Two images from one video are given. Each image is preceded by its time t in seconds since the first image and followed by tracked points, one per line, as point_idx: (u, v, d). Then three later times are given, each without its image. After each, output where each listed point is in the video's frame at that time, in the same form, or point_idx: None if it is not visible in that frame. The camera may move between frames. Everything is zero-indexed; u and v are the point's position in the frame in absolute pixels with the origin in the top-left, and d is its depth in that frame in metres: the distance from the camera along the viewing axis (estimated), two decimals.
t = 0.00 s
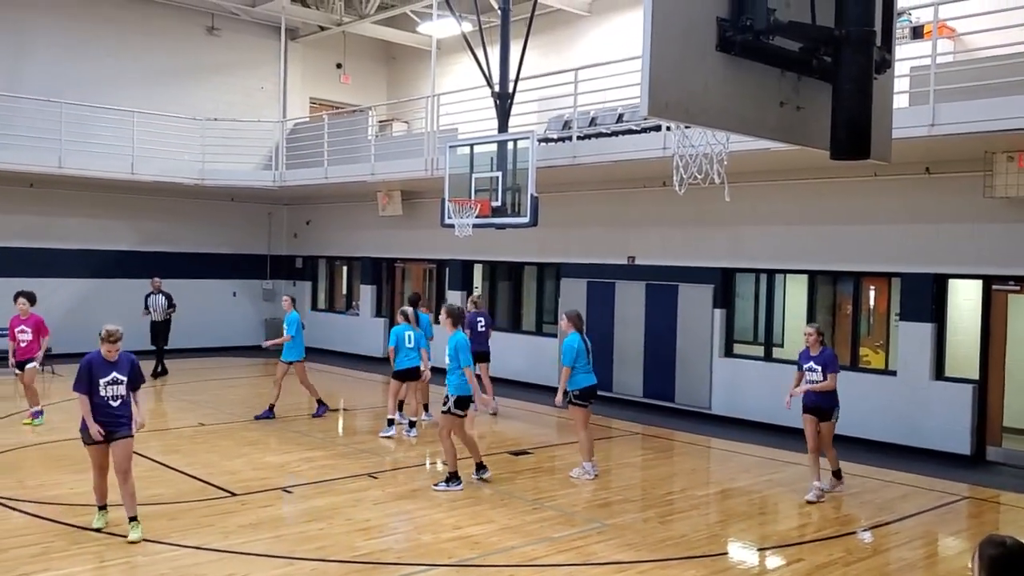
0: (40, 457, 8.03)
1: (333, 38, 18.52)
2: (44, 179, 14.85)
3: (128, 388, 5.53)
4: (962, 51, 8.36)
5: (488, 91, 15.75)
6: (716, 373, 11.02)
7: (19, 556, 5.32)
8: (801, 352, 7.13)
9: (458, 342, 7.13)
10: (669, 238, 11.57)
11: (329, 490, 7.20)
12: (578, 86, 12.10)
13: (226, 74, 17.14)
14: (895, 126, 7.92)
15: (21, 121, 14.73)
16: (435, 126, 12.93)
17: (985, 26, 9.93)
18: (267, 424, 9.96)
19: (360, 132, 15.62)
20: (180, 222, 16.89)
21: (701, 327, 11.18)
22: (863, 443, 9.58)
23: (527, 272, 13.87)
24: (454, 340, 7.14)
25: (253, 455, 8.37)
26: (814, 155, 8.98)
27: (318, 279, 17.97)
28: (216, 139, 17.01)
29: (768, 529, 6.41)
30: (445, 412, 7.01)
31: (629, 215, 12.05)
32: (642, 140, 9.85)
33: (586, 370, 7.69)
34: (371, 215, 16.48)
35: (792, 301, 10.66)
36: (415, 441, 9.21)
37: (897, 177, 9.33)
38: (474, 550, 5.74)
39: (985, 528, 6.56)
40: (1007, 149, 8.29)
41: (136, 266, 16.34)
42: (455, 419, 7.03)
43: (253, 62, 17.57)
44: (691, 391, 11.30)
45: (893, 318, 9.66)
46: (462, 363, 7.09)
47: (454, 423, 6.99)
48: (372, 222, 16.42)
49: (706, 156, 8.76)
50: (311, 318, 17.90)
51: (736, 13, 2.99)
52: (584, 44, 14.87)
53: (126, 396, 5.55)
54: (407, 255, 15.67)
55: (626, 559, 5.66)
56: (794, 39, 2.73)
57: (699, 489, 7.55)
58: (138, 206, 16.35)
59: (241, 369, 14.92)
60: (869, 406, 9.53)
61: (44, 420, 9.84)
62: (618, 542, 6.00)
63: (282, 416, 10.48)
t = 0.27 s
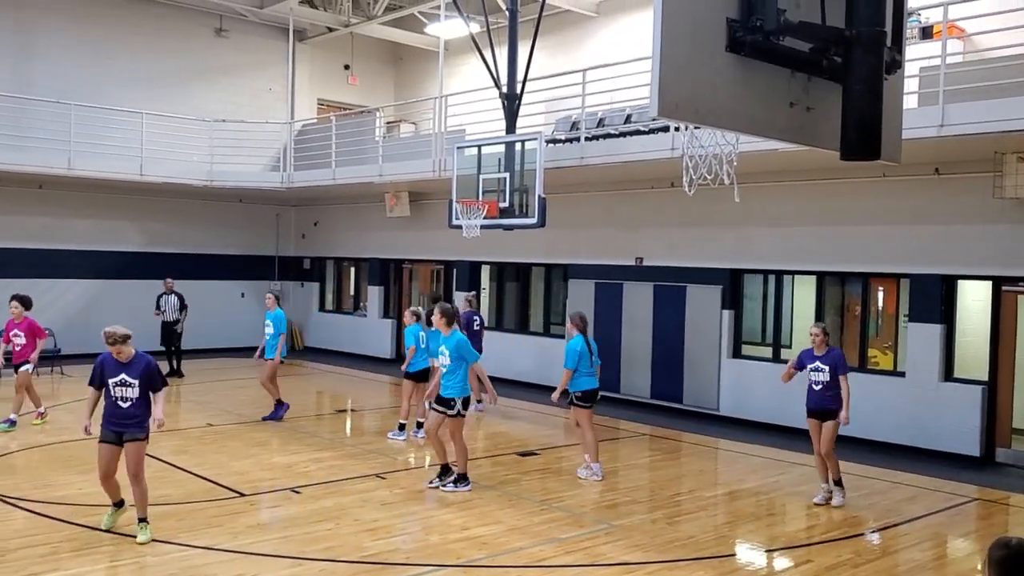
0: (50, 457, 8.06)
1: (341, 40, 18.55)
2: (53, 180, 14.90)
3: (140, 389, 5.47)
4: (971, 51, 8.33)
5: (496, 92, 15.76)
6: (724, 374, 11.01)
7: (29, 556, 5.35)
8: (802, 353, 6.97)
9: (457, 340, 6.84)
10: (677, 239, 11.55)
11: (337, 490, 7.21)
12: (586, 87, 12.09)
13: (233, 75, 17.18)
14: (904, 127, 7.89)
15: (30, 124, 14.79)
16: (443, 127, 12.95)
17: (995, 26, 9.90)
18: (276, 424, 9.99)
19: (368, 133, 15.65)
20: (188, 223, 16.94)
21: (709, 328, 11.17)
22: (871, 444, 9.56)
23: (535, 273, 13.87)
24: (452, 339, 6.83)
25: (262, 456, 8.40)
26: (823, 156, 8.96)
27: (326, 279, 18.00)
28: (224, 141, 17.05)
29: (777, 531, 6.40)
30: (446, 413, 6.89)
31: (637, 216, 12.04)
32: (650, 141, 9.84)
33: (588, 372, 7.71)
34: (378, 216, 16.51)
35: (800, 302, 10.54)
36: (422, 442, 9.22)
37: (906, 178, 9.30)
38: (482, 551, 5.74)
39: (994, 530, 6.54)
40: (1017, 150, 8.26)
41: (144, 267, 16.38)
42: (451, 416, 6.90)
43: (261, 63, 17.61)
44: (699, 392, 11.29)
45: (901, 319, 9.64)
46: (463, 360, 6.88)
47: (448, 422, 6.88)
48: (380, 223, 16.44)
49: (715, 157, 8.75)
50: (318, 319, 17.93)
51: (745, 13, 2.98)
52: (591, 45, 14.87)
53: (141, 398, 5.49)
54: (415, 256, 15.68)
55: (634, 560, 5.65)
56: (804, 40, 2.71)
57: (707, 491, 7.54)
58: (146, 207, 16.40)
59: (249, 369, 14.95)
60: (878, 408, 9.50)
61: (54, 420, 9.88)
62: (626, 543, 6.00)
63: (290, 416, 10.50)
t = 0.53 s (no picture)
0: (58, 457, 8.09)
1: (348, 40, 18.59)
2: (61, 181, 14.95)
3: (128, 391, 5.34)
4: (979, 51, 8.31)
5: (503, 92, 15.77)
6: (732, 375, 11.00)
7: (39, 556, 5.36)
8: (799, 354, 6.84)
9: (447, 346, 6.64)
10: (684, 239, 11.55)
11: (345, 490, 7.22)
12: (593, 87, 12.09)
13: (241, 76, 17.22)
14: (913, 127, 7.88)
15: (39, 125, 14.85)
16: (450, 127, 12.96)
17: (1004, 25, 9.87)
18: (283, 424, 10.01)
19: (375, 134, 15.66)
20: (196, 223, 16.98)
21: (716, 328, 11.16)
22: (879, 445, 9.54)
23: (542, 274, 13.87)
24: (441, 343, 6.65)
25: (270, 456, 8.41)
26: (832, 156, 8.94)
27: (333, 280, 18.03)
28: (232, 141, 17.10)
29: (784, 531, 6.39)
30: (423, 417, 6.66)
31: (645, 216, 12.04)
32: (658, 142, 9.84)
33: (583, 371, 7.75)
34: (385, 216, 16.54)
35: (807, 303, 10.55)
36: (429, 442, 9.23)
37: (914, 178, 9.28)
38: (489, 551, 5.75)
39: (1003, 531, 6.52)
40: None
41: (152, 267, 16.43)
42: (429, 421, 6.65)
43: (269, 64, 17.65)
44: (706, 393, 11.28)
45: (910, 319, 9.61)
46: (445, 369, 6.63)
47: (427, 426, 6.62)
48: (387, 223, 16.46)
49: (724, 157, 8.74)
50: (325, 319, 17.96)
51: (755, 13, 2.99)
52: (599, 45, 14.87)
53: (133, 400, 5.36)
54: (422, 256, 15.70)
55: (642, 561, 5.65)
56: (813, 40, 2.72)
57: (715, 491, 7.53)
58: (154, 208, 16.45)
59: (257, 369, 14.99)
60: (886, 408, 9.49)
61: (63, 420, 9.91)
62: (634, 544, 5.99)
63: (298, 416, 10.53)
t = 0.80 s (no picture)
0: (65, 456, 8.11)
1: (354, 41, 18.60)
2: (68, 181, 14.98)
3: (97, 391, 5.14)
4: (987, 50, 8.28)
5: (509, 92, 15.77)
6: (739, 375, 10.99)
7: (47, 555, 5.38)
8: (796, 353, 6.80)
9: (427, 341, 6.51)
10: (691, 239, 11.54)
11: (351, 490, 7.23)
12: (599, 86, 12.08)
13: (247, 76, 17.25)
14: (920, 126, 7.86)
15: (45, 125, 14.91)
16: (456, 127, 12.97)
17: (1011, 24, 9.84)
18: (290, 424, 10.02)
19: (381, 134, 15.67)
20: (202, 223, 17.01)
21: (723, 328, 11.14)
22: (886, 445, 9.52)
23: (548, 274, 13.86)
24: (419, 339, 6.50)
25: (276, 455, 8.42)
26: (839, 155, 8.92)
27: (339, 280, 18.05)
28: (239, 141, 17.12)
29: (791, 531, 6.38)
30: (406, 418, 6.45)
31: (651, 216, 12.03)
32: (664, 141, 9.83)
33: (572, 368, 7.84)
34: (391, 216, 16.55)
35: (814, 302, 10.53)
36: (436, 441, 9.24)
37: (922, 178, 9.26)
38: (496, 551, 5.75)
39: (1011, 532, 6.50)
40: None
41: (158, 267, 16.46)
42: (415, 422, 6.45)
43: (276, 64, 17.68)
44: (712, 393, 11.27)
45: (917, 319, 9.59)
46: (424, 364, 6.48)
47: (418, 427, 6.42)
48: (393, 224, 16.47)
49: (732, 157, 8.73)
50: (331, 319, 17.98)
51: (763, 13, 2.99)
52: (605, 44, 14.87)
53: (105, 400, 5.16)
54: (428, 256, 15.71)
55: (649, 560, 5.64)
56: (822, 38, 2.71)
57: (721, 491, 7.52)
58: (161, 208, 16.48)
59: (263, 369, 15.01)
60: (893, 408, 9.47)
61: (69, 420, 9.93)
62: (641, 544, 5.99)
63: (304, 416, 10.54)
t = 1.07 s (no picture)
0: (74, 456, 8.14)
1: (361, 41, 18.63)
2: (77, 182, 15.03)
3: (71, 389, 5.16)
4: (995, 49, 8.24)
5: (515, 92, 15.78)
6: (746, 375, 10.97)
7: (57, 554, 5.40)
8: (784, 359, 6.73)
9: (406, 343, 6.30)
10: (698, 239, 11.53)
11: (360, 490, 7.24)
12: (606, 87, 12.08)
13: (254, 77, 17.28)
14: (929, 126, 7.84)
15: (53, 126, 14.97)
16: (463, 127, 12.97)
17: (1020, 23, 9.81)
18: (296, 424, 10.03)
19: (387, 134, 15.68)
20: (210, 224, 17.06)
21: (730, 328, 11.13)
22: (894, 445, 9.50)
23: (555, 274, 13.86)
24: (397, 343, 6.27)
25: (284, 455, 8.44)
26: (848, 155, 8.90)
27: (346, 280, 18.08)
28: (246, 142, 17.15)
29: (799, 532, 6.38)
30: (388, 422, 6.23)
31: (658, 217, 12.02)
32: (672, 141, 9.82)
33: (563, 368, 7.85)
34: (398, 217, 16.57)
35: (822, 302, 10.50)
36: (443, 441, 9.24)
37: (930, 177, 9.24)
38: (504, 551, 5.75)
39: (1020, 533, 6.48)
40: None
41: (166, 268, 16.50)
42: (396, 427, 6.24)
43: (283, 65, 17.71)
44: (719, 393, 11.26)
45: (925, 319, 9.57)
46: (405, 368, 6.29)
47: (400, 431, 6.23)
48: (400, 224, 16.49)
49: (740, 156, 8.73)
50: (338, 319, 18.01)
51: (771, 13, 2.98)
52: (612, 44, 14.86)
53: (76, 397, 5.15)
54: (434, 256, 15.72)
55: (656, 561, 5.64)
56: (831, 39, 2.70)
57: (729, 492, 7.51)
58: (168, 209, 16.52)
59: (270, 369, 15.03)
60: (901, 409, 9.45)
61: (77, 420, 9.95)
62: (648, 544, 5.99)
63: (311, 416, 10.55)
